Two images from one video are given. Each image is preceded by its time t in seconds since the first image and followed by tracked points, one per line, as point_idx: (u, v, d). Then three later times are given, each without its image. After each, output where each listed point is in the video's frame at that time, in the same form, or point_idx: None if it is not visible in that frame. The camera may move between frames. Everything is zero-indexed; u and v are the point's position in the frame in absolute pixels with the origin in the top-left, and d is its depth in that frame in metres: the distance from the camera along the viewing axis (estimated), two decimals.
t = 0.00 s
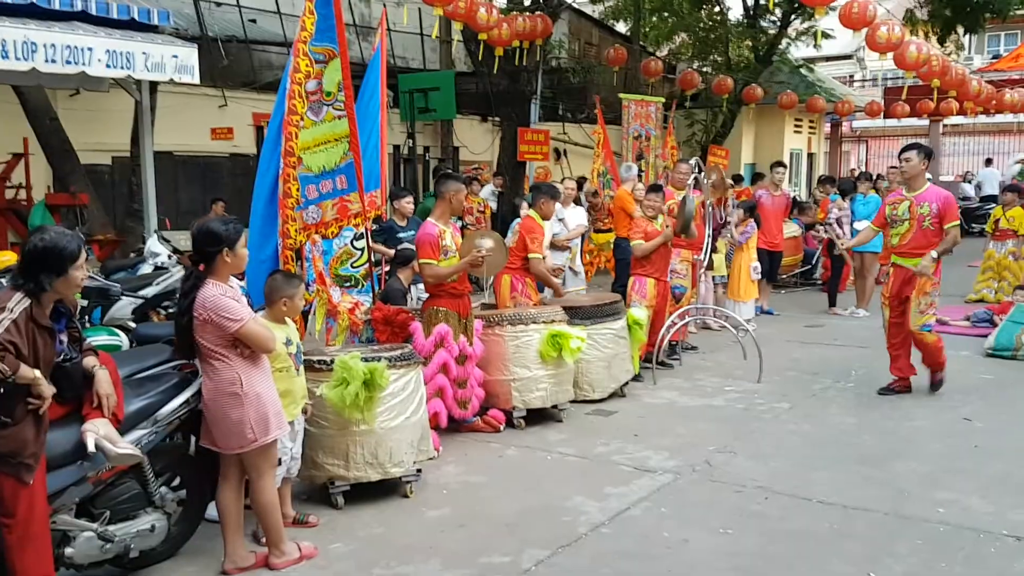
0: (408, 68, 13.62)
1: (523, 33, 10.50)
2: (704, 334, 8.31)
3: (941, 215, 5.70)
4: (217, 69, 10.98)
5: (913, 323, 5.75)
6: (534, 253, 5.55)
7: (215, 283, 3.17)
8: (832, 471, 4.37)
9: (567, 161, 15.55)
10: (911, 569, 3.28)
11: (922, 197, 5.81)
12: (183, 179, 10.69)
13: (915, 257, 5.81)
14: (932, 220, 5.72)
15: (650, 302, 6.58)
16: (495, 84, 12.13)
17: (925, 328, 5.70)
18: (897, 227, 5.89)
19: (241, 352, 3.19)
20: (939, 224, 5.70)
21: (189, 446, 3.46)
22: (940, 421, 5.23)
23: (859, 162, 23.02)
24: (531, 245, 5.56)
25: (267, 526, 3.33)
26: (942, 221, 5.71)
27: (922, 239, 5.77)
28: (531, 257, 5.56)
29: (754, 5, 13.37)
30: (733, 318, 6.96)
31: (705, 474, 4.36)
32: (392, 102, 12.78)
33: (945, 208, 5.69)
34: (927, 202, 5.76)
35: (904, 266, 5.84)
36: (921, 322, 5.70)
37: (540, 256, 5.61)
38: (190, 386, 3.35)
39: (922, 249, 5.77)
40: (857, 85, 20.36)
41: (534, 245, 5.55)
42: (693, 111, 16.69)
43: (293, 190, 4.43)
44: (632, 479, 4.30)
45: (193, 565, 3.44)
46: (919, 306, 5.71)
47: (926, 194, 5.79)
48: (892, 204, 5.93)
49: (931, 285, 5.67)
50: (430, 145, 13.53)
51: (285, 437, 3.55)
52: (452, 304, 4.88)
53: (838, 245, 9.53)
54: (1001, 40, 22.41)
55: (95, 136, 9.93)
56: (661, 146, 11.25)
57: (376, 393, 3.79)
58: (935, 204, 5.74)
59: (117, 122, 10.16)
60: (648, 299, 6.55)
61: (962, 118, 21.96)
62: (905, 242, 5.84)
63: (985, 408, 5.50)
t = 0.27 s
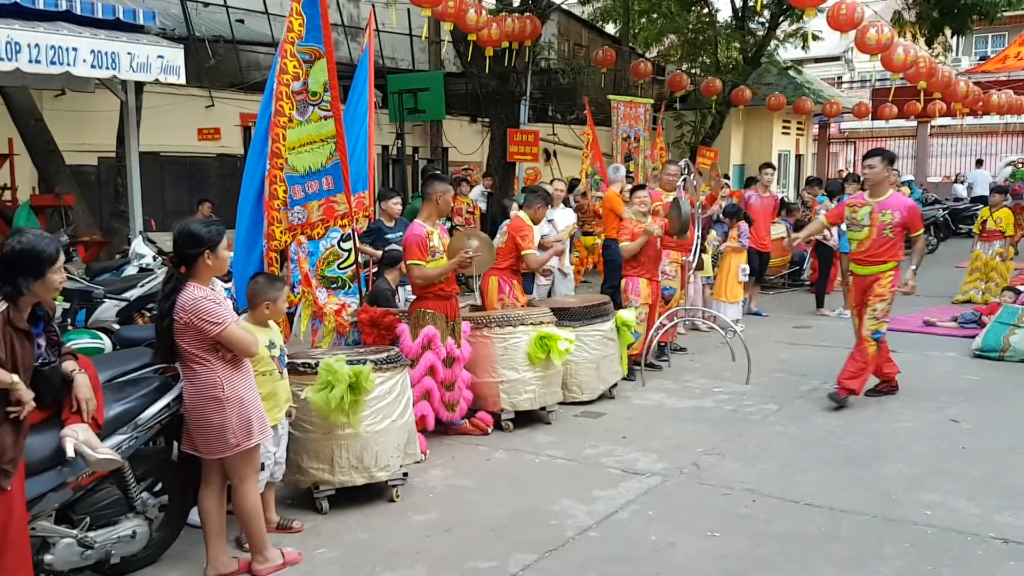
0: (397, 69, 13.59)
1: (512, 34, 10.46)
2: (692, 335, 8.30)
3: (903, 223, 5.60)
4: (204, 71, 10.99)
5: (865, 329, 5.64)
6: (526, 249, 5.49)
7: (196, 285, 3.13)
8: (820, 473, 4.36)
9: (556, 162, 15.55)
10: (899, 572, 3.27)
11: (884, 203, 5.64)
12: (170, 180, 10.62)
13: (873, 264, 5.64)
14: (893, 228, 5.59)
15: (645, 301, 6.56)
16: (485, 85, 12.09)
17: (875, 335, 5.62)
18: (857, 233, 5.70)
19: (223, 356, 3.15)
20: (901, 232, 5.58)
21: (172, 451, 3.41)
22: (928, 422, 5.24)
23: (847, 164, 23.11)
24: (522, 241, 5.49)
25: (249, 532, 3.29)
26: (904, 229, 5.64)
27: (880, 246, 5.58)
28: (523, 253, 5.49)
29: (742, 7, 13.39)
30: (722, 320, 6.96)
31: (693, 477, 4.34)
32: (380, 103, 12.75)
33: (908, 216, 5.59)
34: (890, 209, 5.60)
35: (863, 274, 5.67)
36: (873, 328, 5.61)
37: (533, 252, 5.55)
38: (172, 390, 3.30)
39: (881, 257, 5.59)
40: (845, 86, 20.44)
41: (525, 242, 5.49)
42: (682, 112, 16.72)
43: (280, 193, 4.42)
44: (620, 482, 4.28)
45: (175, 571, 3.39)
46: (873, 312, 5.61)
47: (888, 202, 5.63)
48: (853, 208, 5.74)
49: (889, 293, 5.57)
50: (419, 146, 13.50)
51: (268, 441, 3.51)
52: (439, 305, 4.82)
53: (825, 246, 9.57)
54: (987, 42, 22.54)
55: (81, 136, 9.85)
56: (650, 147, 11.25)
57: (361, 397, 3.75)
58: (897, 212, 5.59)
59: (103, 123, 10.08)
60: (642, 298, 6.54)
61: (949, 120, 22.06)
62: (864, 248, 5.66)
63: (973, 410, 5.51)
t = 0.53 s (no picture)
0: (389, 69, 13.55)
1: (505, 33, 10.43)
2: (685, 334, 8.29)
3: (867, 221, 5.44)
4: (195, 69, 11.05)
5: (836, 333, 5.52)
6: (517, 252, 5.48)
7: (183, 286, 3.10)
8: (812, 473, 4.35)
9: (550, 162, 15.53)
10: (891, 572, 3.26)
11: (848, 201, 5.51)
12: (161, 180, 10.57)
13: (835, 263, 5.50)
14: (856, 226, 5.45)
15: (641, 305, 6.53)
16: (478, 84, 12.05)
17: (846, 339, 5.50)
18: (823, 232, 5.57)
19: (210, 356, 3.12)
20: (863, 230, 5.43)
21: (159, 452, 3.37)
22: (920, 421, 5.23)
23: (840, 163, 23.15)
24: (514, 244, 5.49)
25: (238, 534, 3.26)
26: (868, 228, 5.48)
27: (842, 243, 5.46)
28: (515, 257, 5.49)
29: (735, 6, 13.37)
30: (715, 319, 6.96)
31: (685, 477, 4.32)
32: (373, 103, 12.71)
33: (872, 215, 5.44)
34: (854, 206, 5.47)
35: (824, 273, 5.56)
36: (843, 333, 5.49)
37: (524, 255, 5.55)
38: (159, 391, 3.27)
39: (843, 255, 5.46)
40: (837, 86, 20.47)
41: (516, 245, 5.48)
42: (675, 112, 16.71)
43: (273, 193, 4.33)
44: (611, 482, 4.26)
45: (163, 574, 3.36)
46: (841, 315, 5.47)
47: (853, 199, 5.49)
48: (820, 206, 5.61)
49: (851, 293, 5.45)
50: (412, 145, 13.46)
51: (257, 443, 3.48)
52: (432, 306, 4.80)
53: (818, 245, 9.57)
54: (979, 42, 22.59)
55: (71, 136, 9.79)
56: (642, 147, 11.23)
57: (351, 398, 3.72)
58: (861, 210, 5.46)
59: (93, 123, 10.02)
60: (639, 302, 6.50)
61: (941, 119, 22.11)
62: (825, 246, 5.53)
63: (964, 409, 5.51)
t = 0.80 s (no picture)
0: (380, 68, 13.53)
1: (495, 33, 10.42)
2: (675, 334, 8.31)
3: (825, 219, 5.28)
4: (184, 69, 10.90)
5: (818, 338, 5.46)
6: (506, 253, 5.51)
7: (170, 287, 3.08)
8: (801, 472, 4.36)
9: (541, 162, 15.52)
10: (879, 570, 3.26)
11: (807, 200, 5.41)
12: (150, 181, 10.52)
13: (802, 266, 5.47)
14: (815, 225, 5.34)
15: (630, 307, 6.53)
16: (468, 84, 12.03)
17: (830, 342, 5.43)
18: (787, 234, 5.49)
19: (197, 358, 3.11)
20: (821, 229, 5.29)
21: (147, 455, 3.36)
22: (909, 420, 5.25)
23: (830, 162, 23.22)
24: (503, 245, 5.52)
25: (226, 536, 3.25)
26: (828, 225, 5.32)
27: (804, 245, 5.41)
28: (503, 258, 5.51)
29: (725, 6, 13.38)
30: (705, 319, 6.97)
31: (675, 476, 4.33)
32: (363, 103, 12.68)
33: (828, 211, 5.27)
34: (812, 205, 5.37)
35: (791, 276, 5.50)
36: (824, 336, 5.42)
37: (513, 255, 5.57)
38: (146, 393, 3.25)
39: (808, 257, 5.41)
40: (827, 86, 20.53)
41: (506, 246, 5.50)
42: (666, 111, 16.73)
43: (267, 195, 4.31)
44: (601, 482, 4.25)
45: None
46: (819, 320, 5.42)
47: (811, 197, 5.38)
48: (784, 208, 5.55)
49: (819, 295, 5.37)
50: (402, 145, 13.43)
51: (245, 445, 3.46)
52: (420, 306, 4.83)
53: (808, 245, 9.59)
54: (968, 41, 22.68)
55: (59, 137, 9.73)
56: (632, 147, 11.23)
57: (340, 398, 3.70)
58: (819, 207, 5.33)
59: (82, 123, 9.97)
60: (628, 304, 6.51)
61: (930, 118, 22.19)
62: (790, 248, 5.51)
63: (953, 407, 5.53)
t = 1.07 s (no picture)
0: (367, 70, 13.50)
1: (483, 35, 10.43)
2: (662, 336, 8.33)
3: (778, 225, 5.21)
4: (169, 71, 10.88)
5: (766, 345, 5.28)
6: (492, 256, 5.50)
7: (154, 289, 3.06)
8: (787, 474, 4.38)
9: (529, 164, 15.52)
10: (863, 572, 3.28)
11: (760, 206, 5.32)
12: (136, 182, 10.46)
13: (753, 273, 5.30)
14: (768, 232, 5.25)
15: (618, 309, 6.54)
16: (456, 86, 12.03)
17: (780, 350, 5.27)
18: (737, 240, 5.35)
19: (181, 360, 3.09)
20: (775, 235, 5.21)
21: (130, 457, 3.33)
22: (893, 422, 5.28)
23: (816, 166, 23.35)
24: (489, 248, 5.51)
25: (210, 540, 3.22)
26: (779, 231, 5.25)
27: (755, 252, 5.27)
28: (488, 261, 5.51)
29: (712, 9, 13.43)
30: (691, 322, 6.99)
31: (661, 478, 4.33)
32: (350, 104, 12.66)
33: (782, 217, 5.21)
34: (764, 212, 5.28)
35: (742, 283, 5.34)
36: (774, 344, 5.26)
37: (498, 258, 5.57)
38: (128, 394, 3.23)
39: (760, 264, 5.26)
40: (813, 89, 20.65)
41: (492, 248, 5.50)
42: (653, 114, 16.78)
43: (260, 198, 4.31)
44: (587, 484, 4.26)
45: None
46: (768, 328, 5.25)
47: (763, 203, 5.30)
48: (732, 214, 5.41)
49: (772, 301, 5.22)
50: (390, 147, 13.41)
51: (229, 448, 3.45)
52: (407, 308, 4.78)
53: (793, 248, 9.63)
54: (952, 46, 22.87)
55: (44, 137, 9.66)
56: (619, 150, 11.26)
57: (325, 400, 3.69)
58: (772, 214, 5.25)
59: (66, 123, 9.90)
60: (617, 307, 6.52)
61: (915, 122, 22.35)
62: (740, 255, 5.33)
63: (936, 410, 5.57)
